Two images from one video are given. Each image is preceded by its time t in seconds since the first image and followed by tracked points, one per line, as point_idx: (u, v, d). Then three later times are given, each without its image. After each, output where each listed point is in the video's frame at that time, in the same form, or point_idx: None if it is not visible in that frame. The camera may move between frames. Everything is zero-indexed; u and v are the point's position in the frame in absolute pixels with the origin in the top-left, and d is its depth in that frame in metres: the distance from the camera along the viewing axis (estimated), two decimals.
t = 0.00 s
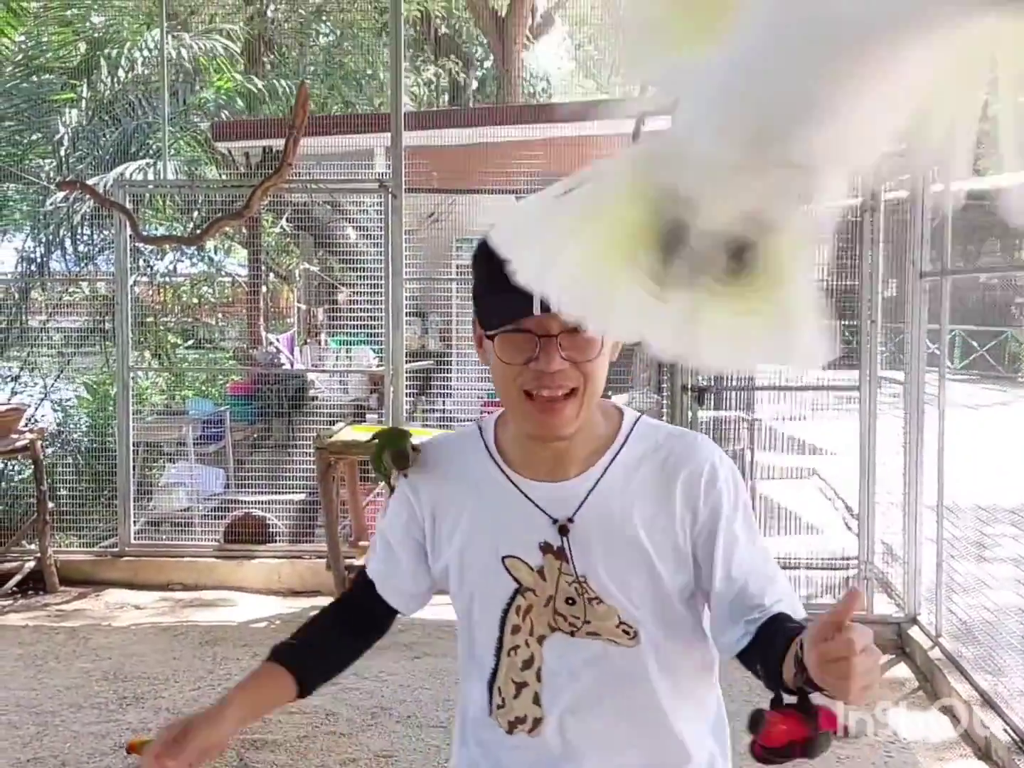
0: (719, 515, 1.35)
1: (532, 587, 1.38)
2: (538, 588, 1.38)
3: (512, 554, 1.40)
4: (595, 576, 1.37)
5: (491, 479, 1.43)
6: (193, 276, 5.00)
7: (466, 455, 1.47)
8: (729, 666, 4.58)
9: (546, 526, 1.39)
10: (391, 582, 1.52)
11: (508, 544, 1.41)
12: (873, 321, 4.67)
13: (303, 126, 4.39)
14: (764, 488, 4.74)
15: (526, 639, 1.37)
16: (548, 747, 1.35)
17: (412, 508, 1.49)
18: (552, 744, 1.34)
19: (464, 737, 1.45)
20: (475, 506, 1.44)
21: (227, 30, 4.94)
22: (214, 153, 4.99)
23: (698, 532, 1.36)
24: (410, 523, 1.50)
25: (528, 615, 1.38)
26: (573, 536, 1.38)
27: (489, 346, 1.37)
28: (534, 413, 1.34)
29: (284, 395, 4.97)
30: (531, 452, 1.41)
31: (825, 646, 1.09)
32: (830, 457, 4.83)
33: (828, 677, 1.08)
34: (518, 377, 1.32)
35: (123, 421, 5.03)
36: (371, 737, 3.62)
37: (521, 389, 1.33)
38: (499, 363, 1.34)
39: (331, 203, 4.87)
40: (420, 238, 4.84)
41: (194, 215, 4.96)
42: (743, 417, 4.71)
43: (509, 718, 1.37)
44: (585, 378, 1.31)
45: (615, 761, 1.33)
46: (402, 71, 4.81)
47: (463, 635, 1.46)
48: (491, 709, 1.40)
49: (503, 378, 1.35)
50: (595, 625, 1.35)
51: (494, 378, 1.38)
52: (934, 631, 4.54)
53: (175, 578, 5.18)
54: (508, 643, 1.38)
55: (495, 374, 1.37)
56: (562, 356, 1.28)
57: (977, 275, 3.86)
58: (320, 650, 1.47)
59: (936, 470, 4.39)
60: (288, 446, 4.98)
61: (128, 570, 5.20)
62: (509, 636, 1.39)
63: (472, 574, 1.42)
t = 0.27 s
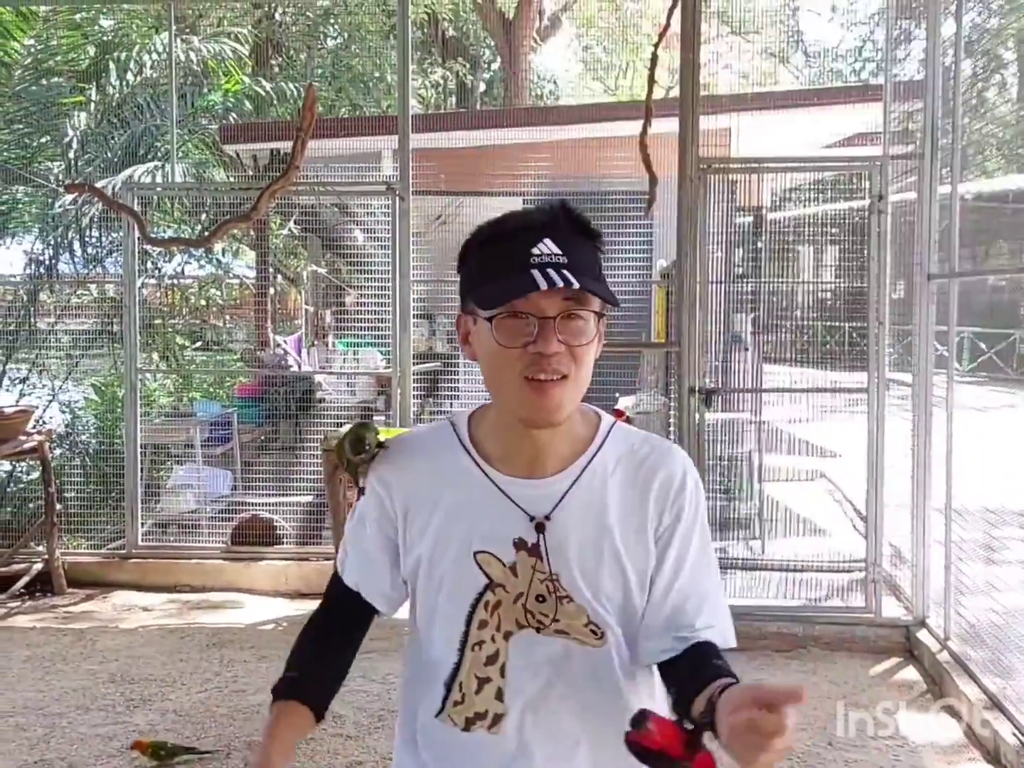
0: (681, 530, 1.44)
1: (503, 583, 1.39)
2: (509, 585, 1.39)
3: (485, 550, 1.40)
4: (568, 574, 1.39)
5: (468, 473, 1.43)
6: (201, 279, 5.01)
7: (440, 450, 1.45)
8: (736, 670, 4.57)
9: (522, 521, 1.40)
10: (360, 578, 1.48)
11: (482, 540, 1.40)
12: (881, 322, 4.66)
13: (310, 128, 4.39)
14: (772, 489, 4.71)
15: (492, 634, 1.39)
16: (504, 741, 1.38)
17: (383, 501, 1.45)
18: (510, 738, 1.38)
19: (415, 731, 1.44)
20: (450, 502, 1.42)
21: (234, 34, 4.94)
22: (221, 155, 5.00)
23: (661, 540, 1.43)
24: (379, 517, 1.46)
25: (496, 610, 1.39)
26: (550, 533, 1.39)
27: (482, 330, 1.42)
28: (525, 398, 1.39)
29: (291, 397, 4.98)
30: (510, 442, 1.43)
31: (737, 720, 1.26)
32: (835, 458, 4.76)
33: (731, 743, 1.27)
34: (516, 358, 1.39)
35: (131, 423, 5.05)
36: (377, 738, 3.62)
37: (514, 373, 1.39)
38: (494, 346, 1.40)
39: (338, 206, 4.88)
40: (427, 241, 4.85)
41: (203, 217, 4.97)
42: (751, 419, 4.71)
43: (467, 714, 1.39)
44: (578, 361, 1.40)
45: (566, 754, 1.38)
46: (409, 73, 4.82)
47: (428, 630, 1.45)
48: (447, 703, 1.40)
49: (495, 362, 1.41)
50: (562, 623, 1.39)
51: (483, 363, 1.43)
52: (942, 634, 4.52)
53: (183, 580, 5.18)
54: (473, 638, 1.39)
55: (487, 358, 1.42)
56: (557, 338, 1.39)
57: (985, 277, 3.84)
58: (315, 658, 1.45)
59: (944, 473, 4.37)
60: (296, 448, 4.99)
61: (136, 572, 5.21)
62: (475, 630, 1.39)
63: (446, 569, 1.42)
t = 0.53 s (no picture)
0: (672, 532, 1.51)
1: (505, 586, 1.42)
2: (512, 588, 1.42)
3: (488, 554, 1.42)
4: (570, 575, 1.43)
5: (469, 477, 1.44)
6: (209, 282, 5.02)
7: (438, 454, 1.45)
8: (744, 673, 4.56)
9: (526, 521, 1.43)
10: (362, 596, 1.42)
11: (485, 544, 1.42)
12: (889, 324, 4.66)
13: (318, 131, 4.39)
14: (780, 493, 4.70)
15: (494, 636, 1.41)
16: (505, 740, 1.41)
17: (380, 509, 1.43)
18: (511, 738, 1.41)
19: (411, 738, 1.44)
20: (453, 507, 1.43)
21: (242, 38, 4.93)
22: (229, 158, 5.02)
23: (653, 540, 1.51)
24: (377, 525, 1.43)
25: (498, 613, 1.41)
26: (553, 535, 1.43)
27: (484, 331, 1.44)
28: (531, 397, 1.41)
29: (299, 400, 4.98)
30: (510, 444, 1.45)
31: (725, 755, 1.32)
32: (842, 461, 4.74)
33: None
34: (524, 359, 1.41)
35: (139, 425, 5.06)
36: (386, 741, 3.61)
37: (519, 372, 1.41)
38: (500, 348, 1.42)
39: (346, 208, 4.88)
40: (434, 244, 4.86)
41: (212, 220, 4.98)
42: (758, 421, 4.71)
43: (468, 717, 1.41)
44: (582, 359, 1.44)
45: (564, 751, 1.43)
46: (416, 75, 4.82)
47: (426, 635, 1.45)
48: (446, 707, 1.42)
49: (498, 362, 1.43)
50: (564, 624, 1.42)
51: (483, 365, 1.45)
52: (950, 637, 4.50)
53: (191, 583, 5.19)
54: (475, 642, 1.41)
55: (489, 359, 1.44)
56: (564, 338, 1.42)
57: (994, 279, 3.83)
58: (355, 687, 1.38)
59: (953, 475, 4.35)
60: (304, 451, 4.99)
61: (145, 575, 5.22)
62: (476, 633, 1.41)
63: (449, 575, 1.42)
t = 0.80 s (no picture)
0: (687, 505, 1.52)
1: (541, 575, 1.40)
2: (549, 578, 1.40)
3: (523, 547, 1.40)
4: (603, 559, 1.44)
5: (496, 471, 1.41)
6: (214, 281, 5.03)
7: (461, 450, 1.42)
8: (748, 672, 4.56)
9: (558, 512, 1.42)
10: (396, 608, 1.33)
11: (519, 537, 1.40)
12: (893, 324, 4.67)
13: (322, 130, 4.38)
14: (784, 492, 4.71)
15: (533, 628, 1.39)
16: (552, 735, 1.38)
17: (406, 512, 1.37)
18: (559, 733, 1.39)
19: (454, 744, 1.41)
20: (483, 502, 1.40)
21: (247, 36, 4.94)
22: (233, 157, 5.01)
23: (669, 517, 1.52)
24: (404, 530, 1.37)
25: (536, 604, 1.40)
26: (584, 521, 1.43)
27: (541, 358, 1.36)
28: (574, 429, 1.39)
29: (304, 400, 4.98)
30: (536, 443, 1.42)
31: (844, 657, 1.33)
32: (847, 460, 4.75)
33: (847, 678, 1.33)
34: (577, 402, 1.37)
35: (143, 424, 5.07)
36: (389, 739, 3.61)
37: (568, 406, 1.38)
38: (553, 381, 1.36)
39: (350, 207, 4.88)
40: (439, 243, 4.86)
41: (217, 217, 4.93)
42: (762, 421, 4.70)
43: (514, 715, 1.38)
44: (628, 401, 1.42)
45: (615, 742, 1.40)
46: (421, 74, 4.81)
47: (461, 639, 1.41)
48: (489, 707, 1.39)
49: (549, 391, 1.37)
50: (602, 609, 1.42)
51: (527, 380, 1.38)
52: (954, 637, 4.50)
53: (196, 582, 5.19)
54: (514, 636, 1.39)
55: (537, 384, 1.38)
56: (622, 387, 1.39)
57: (999, 280, 3.82)
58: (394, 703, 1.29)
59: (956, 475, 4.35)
60: (308, 450, 4.99)
61: (150, 574, 5.23)
62: (516, 627, 1.39)
63: (485, 572, 1.39)
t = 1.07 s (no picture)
0: (711, 500, 1.53)
1: (578, 575, 1.39)
2: (586, 576, 1.40)
3: (563, 546, 1.39)
4: (637, 556, 1.44)
5: (533, 469, 1.40)
6: (217, 281, 5.05)
7: (496, 450, 1.41)
8: (749, 671, 4.57)
9: (596, 511, 1.42)
10: (455, 605, 1.29)
11: (558, 536, 1.39)
12: (893, 324, 4.70)
13: (325, 129, 4.39)
14: (784, 492, 4.72)
15: (571, 628, 1.39)
16: (591, 734, 1.38)
17: (451, 510, 1.35)
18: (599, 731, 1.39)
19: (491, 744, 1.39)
20: (525, 502, 1.39)
21: (250, 36, 4.96)
22: (236, 157, 5.04)
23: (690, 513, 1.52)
24: (451, 528, 1.34)
25: (574, 603, 1.39)
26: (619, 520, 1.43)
27: (592, 368, 1.33)
28: (613, 439, 1.37)
29: (307, 399, 5.01)
30: (573, 444, 1.41)
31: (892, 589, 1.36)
32: (851, 459, 4.80)
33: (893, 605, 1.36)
34: (625, 414, 1.35)
35: (146, 424, 5.09)
36: (392, 737, 3.62)
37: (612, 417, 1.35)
38: (605, 391, 1.33)
39: (353, 207, 4.92)
40: (441, 243, 4.88)
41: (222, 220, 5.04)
42: (763, 421, 4.72)
43: (554, 714, 1.38)
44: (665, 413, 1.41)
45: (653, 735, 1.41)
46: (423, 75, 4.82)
47: (500, 642, 1.38)
48: (528, 707, 1.38)
49: (596, 399, 1.34)
50: (637, 606, 1.42)
51: (574, 387, 1.35)
52: (955, 636, 4.51)
53: (199, 580, 5.21)
54: (553, 636, 1.38)
55: (582, 393, 1.35)
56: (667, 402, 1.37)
57: (1000, 279, 3.83)
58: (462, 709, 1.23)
59: (956, 475, 4.36)
60: (311, 449, 5.01)
61: (153, 573, 5.25)
62: (555, 628, 1.38)
63: (529, 571, 1.37)
